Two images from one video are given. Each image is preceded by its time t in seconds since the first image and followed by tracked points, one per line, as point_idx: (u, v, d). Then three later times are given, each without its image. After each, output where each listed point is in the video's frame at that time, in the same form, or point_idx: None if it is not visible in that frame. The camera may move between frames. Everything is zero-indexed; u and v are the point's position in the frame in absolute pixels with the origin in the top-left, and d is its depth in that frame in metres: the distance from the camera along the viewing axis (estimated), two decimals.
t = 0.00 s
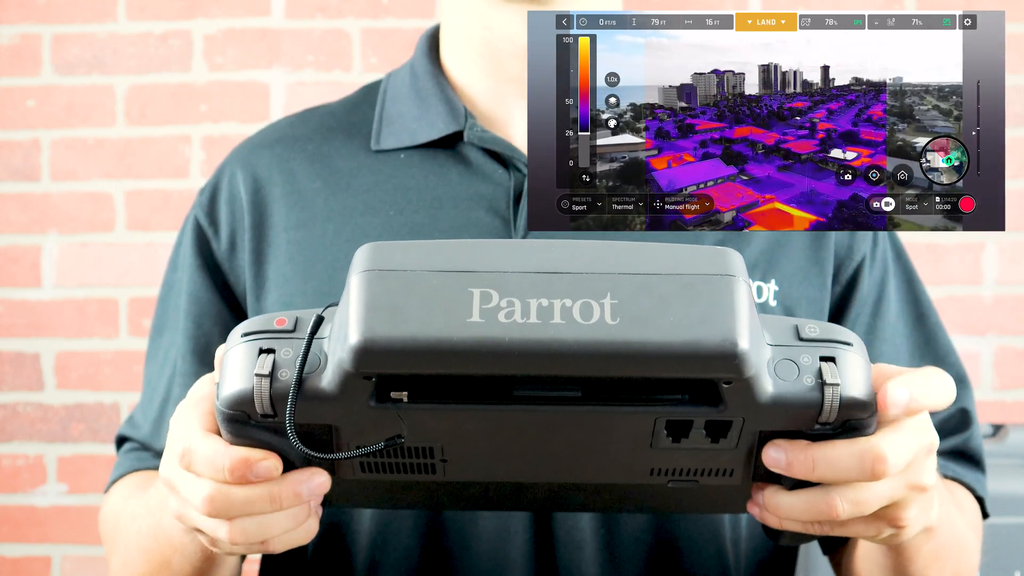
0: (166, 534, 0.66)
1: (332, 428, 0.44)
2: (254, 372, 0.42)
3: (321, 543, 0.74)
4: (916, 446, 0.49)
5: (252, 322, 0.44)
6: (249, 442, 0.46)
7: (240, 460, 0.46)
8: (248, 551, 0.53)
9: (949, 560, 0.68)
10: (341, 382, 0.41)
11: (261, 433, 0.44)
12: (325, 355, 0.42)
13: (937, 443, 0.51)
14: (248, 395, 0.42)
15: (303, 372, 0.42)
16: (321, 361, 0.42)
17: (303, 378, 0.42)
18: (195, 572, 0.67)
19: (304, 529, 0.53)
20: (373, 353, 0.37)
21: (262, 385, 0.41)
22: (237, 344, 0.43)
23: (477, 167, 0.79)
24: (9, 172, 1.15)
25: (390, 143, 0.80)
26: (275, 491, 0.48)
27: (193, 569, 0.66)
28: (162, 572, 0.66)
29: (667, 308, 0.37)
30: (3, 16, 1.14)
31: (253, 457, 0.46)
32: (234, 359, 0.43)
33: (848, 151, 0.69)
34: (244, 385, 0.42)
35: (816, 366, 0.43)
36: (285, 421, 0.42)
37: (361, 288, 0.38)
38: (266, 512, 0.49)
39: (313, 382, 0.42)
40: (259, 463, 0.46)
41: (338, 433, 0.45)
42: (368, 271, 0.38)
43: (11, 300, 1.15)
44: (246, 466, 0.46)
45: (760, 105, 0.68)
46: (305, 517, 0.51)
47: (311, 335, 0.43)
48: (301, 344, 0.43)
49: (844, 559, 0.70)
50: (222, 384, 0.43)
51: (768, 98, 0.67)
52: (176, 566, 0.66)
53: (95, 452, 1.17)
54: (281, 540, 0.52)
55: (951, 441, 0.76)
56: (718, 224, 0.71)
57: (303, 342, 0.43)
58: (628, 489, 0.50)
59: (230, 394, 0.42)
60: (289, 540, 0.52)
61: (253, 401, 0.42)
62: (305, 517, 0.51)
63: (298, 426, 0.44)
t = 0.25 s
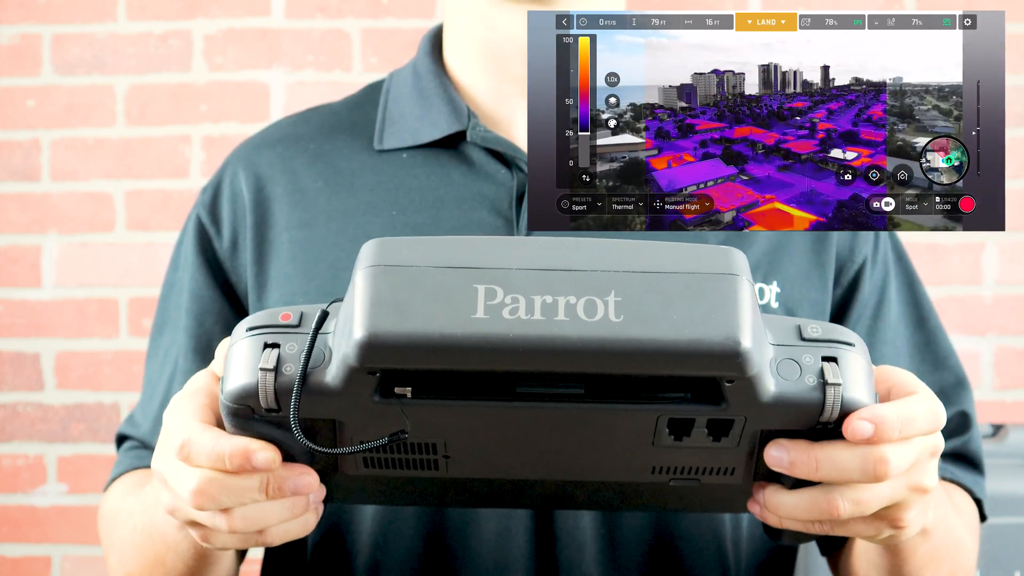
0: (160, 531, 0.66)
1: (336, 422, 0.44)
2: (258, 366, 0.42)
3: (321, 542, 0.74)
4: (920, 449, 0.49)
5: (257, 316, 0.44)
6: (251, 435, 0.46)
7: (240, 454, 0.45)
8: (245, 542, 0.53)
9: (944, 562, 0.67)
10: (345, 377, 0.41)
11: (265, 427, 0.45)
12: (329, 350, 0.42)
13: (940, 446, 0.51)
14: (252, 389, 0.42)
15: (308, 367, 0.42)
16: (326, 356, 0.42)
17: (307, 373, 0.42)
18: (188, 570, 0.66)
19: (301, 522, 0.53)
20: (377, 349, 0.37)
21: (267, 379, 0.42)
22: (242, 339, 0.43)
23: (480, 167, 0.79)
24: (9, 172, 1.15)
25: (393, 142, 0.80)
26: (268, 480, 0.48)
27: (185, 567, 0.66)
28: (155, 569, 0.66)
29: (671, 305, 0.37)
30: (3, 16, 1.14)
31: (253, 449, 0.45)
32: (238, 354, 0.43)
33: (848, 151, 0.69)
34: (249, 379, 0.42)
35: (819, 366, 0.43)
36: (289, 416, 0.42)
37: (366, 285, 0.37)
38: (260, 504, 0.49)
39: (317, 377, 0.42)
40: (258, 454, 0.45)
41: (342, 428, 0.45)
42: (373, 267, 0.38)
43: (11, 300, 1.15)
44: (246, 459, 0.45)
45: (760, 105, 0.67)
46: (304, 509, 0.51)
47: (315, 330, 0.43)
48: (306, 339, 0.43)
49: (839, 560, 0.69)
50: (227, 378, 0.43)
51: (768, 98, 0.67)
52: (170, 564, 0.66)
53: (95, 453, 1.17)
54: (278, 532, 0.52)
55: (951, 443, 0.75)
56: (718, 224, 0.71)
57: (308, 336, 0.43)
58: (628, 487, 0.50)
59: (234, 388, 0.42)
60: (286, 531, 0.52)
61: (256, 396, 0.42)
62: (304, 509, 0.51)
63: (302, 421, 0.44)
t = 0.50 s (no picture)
0: (151, 533, 0.65)
1: (339, 433, 0.45)
2: (260, 379, 0.43)
3: (323, 545, 0.75)
4: (919, 455, 0.49)
5: (259, 328, 0.45)
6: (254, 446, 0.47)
7: (230, 442, 0.44)
8: (242, 547, 0.53)
9: (943, 564, 0.67)
10: (347, 391, 0.41)
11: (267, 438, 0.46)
12: (331, 362, 0.43)
13: (940, 451, 0.51)
14: (254, 401, 0.43)
15: (309, 379, 0.42)
16: (328, 368, 0.43)
17: (309, 386, 0.42)
18: (179, 570, 0.67)
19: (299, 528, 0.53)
20: (379, 363, 0.38)
21: (269, 392, 0.42)
22: (244, 351, 0.44)
23: (483, 167, 0.78)
24: (9, 172, 1.15)
25: (396, 142, 0.80)
26: (275, 485, 0.48)
27: (178, 568, 0.66)
28: (148, 569, 0.67)
29: (671, 320, 0.38)
30: (3, 16, 1.14)
31: (242, 437, 0.44)
32: (241, 365, 0.44)
33: (848, 151, 0.69)
34: (252, 391, 0.43)
35: (819, 376, 0.43)
36: (292, 428, 0.43)
37: (367, 300, 0.38)
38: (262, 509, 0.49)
39: (319, 390, 0.42)
40: (245, 441, 0.43)
41: (345, 439, 0.46)
42: (374, 282, 0.38)
43: (12, 300, 1.16)
44: (235, 447, 0.44)
45: (760, 105, 0.67)
46: (302, 515, 0.51)
47: (317, 343, 0.43)
48: (308, 352, 0.43)
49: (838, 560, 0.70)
50: (231, 388, 0.44)
51: (768, 98, 0.67)
52: (161, 565, 0.66)
53: (95, 452, 1.17)
54: (275, 537, 0.52)
55: (950, 445, 0.75)
56: (718, 224, 0.71)
57: (309, 348, 0.43)
58: (629, 491, 0.50)
59: (236, 400, 0.43)
60: (284, 537, 0.53)
61: (259, 407, 0.43)
62: (302, 515, 0.52)
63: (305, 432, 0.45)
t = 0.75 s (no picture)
0: (150, 537, 0.64)
1: (342, 438, 0.45)
2: (264, 384, 0.43)
3: (321, 551, 0.75)
4: (921, 458, 0.49)
5: (263, 333, 0.45)
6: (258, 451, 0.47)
7: (236, 421, 0.43)
8: (253, 555, 0.53)
9: (944, 564, 0.68)
10: (350, 397, 0.42)
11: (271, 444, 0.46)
12: (334, 368, 0.43)
13: (941, 454, 0.51)
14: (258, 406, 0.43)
15: (312, 386, 0.43)
16: (331, 374, 0.43)
17: (313, 392, 0.43)
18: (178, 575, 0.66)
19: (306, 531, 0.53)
20: (381, 370, 0.38)
21: (273, 399, 0.43)
22: (248, 356, 0.44)
23: (484, 167, 0.78)
24: (9, 172, 1.15)
25: (398, 142, 0.80)
26: (282, 491, 0.48)
27: (179, 572, 0.66)
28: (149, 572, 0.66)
29: (673, 327, 0.38)
30: (3, 16, 1.14)
31: (249, 415, 0.43)
32: (245, 369, 0.44)
33: (848, 151, 0.69)
34: (255, 397, 0.43)
35: (821, 381, 0.43)
36: (295, 434, 0.43)
37: (370, 307, 0.38)
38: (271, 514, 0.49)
39: (322, 397, 0.43)
40: (252, 418, 0.42)
41: (348, 444, 0.46)
42: (377, 289, 0.38)
43: (12, 300, 1.16)
44: (242, 426, 0.42)
45: (760, 105, 0.68)
46: (309, 519, 0.51)
47: (320, 348, 0.43)
48: (310, 357, 0.43)
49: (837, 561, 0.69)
50: (235, 391, 0.45)
51: (768, 98, 0.67)
52: (161, 568, 0.66)
53: (95, 452, 1.17)
54: (284, 541, 0.52)
55: (951, 446, 0.76)
56: (719, 224, 0.71)
57: (312, 354, 0.44)
58: (631, 494, 0.50)
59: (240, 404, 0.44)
60: (292, 541, 0.53)
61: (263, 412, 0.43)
62: (309, 519, 0.51)
63: (308, 437, 0.45)
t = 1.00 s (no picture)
0: (143, 540, 0.65)
1: (344, 436, 0.45)
2: (266, 383, 0.43)
3: (321, 551, 0.76)
4: (922, 452, 0.50)
5: (265, 332, 0.45)
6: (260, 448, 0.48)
7: (242, 405, 0.43)
8: (256, 558, 0.53)
9: (945, 563, 0.68)
10: (351, 394, 0.42)
11: (274, 442, 0.47)
12: (335, 365, 0.43)
13: (942, 449, 0.51)
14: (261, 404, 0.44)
15: (314, 383, 0.43)
16: (332, 371, 0.43)
17: (314, 390, 0.43)
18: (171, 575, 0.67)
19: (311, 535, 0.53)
20: (381, 364, 0.38)
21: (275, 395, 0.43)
22: (251, 354, 0.45)
23: (485, 167, 0.78)
24: (9, 172, 1.15)
25: (399, 141, 0.80)
26: (290, 491, 0.48)
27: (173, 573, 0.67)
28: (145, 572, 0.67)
29: (670, 319, 0.38)
30: (3, 16, 1.14)
31: (256, 400, 0.43)
32: (248, 368, 0.45)
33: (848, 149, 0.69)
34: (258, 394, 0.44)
35: (819, 375, 0.43)
36: (297, 431, 0.43)
37: (371, 302, 0.38)
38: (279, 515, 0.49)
39: (324, 393, 0.43)
40: (259, 403, 0.42)
41: (349, 442, 0.46)
42: (378, 284, 0.38)
43: (12, 300, 1.16)
44: (248, 410, 0.42)
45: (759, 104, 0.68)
46: (314, 520, 0.51)
47: (322, 346, 0.43)
48: (313, 355, 0.44)
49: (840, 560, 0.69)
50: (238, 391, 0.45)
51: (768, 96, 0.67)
52: (155, 568, 0.66)
53: (95, 452, 1.17)
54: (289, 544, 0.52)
55: (951, 445, 0.76)
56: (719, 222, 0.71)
57: (314, 352, 0.44)
58: (633, 492, 0.50)
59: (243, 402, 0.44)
60: (296, 544, 0.53)
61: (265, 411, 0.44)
62: (314, 520, 0.51)
63: (310, 435, 0.45)
